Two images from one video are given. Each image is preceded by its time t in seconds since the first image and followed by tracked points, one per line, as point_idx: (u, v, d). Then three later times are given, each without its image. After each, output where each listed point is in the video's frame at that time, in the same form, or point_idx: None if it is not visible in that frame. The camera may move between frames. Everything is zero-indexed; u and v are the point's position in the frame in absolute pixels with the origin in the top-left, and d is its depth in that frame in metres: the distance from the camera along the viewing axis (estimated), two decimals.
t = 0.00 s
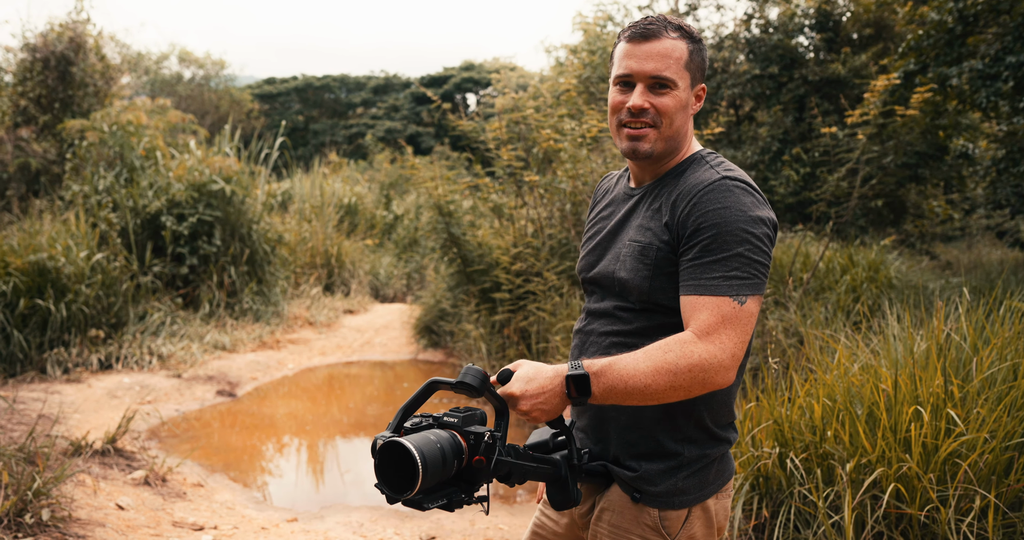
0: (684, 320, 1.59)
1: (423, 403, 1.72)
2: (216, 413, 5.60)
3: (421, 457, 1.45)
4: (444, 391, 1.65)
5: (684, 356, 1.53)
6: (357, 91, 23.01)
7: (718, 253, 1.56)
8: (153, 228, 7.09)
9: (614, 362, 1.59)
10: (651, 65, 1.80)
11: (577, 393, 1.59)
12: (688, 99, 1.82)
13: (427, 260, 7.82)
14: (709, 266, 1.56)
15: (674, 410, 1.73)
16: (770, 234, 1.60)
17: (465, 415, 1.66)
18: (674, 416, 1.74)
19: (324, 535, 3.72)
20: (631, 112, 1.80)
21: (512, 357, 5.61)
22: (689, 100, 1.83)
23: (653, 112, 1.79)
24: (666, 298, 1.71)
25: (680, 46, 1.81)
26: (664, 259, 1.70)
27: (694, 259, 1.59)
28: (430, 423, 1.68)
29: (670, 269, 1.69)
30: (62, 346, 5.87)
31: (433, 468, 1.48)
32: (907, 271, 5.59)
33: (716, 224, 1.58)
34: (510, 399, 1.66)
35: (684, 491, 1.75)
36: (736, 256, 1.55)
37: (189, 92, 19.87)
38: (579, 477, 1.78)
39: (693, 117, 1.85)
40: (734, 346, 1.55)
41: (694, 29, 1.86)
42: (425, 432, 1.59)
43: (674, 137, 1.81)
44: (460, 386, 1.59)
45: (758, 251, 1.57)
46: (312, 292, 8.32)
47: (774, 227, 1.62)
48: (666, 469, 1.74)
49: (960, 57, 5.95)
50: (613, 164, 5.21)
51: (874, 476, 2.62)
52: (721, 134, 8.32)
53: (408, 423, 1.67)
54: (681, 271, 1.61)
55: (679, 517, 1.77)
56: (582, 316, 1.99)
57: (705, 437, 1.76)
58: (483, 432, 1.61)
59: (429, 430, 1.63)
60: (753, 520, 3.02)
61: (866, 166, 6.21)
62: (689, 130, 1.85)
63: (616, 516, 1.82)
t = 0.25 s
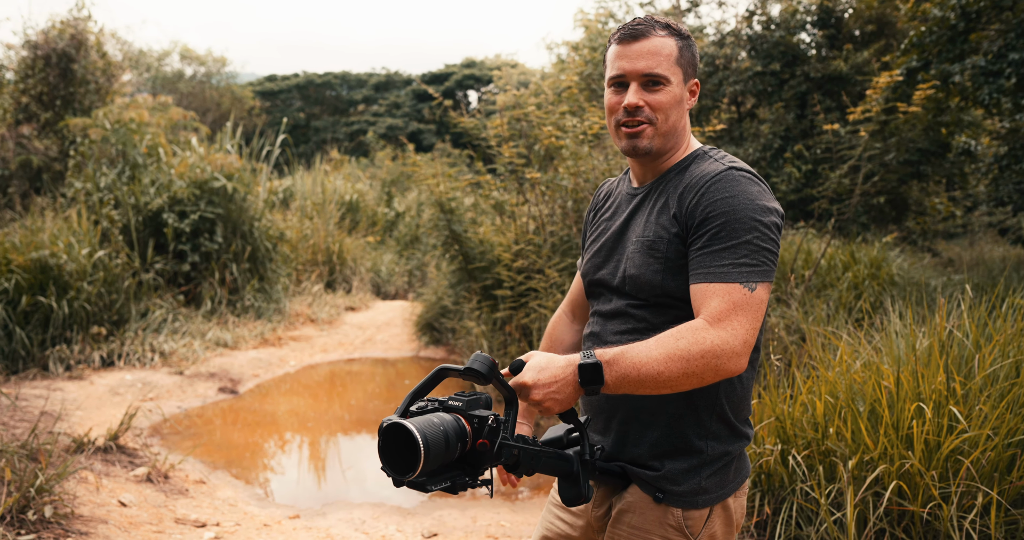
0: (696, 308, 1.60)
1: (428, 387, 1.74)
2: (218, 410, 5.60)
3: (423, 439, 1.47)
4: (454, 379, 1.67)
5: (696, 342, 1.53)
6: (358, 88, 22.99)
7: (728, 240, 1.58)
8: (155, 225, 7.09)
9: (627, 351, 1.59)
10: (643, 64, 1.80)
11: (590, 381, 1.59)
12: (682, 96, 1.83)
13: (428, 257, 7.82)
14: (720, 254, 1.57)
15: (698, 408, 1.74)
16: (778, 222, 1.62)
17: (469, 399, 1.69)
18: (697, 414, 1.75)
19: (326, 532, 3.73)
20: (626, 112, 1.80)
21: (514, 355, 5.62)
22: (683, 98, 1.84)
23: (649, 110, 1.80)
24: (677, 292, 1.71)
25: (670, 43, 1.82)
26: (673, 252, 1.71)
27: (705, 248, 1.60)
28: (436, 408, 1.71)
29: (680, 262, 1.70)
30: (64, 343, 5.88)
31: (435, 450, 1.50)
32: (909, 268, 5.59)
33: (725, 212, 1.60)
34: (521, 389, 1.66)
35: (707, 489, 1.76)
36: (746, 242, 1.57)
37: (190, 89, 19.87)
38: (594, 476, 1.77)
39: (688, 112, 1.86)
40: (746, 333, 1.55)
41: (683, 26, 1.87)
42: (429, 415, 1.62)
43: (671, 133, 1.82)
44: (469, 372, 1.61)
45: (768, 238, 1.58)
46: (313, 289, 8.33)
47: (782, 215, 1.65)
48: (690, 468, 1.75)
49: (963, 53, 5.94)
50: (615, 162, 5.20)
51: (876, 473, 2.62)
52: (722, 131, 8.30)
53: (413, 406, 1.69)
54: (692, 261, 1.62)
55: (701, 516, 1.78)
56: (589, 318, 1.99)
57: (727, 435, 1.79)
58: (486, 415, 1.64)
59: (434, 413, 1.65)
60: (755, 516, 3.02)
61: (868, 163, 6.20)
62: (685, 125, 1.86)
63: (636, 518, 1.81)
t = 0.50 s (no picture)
0: (699, 307, 1.60)
1: (432, 374, 1.74)
2: (217, 411, 5.60)
3: (423, 423, 1.47)
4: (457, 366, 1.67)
5: (698, 341, 1.53)
6: (358, 89, 22.99)
7: (734, 241, 1.58)
8: (154, 226, 7.08)
9: (629, 347, 1.59)
10: (640, 67, 1.80)
11: (592, 376, 1.58)
12: (681, 98, 1.83)
13: (427, 258, 7.82)
14: (725, 255, 1.58)
15: (699, 408, 1.74)
16: (782, 223, 1.63)
17: (471, 386, 1.68)
18: (699, 414, 1.75)
19: (325, 533, 3.73)
20: (624, 115, 1.80)
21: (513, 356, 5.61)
22: (682, 100, 1.84)
23: (647, 113, 1.80)
24: (680, 293, 1.71)
25: (669, 45, 1.82)
26: (677, 252, 1.71)
27: (710, 249, 1.61)
28: (438, 394, 1.70)
29: (684, 263, 1.70)
30: (63, 344, 5.87)
31: (434, 435, 1.49)
32: (908, 269, 5.59)
33: (730, 213, 1.60)
34: (523, 381, 1.63)
35: (708, 490, 1.76)
36: (751, 243, 1.58)
37: (189, 90, 19.88)
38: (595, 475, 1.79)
39: (687, 114, 1.86)
40: (748, 333, 1.55)
41: (682, 28, 1.87)
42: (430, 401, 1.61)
43: (670, 135, 1.82)
44: (473, 361, 1.61)
45: (772, 239, 1.59)
46: (312, 290, 8.33)
47: (785, 216, 1.66)
48: (691, 468, 1.75)
49: (962, 54, 5.94)
50: (614, 163, 5.20)
51: (875, 474, 2.61)
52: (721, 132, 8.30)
53: (416, 392, 1.69)
54: (696, 261, 1.63)
55: (702, 516, 1.78)
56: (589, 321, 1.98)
57: (727, 435, 1.79)
58: (487, 402, 1.64)
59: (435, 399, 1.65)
60: (753, 518, 3.02)
61: (867, 164, 6.20)
62: (685, 127, 1.85)
63: (638, 519, 1.81)
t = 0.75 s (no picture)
0: (688, 311, 1.61)
1: (421, 373, 1.75)
2: (212, 415, 5.58)
3: (405, 420, 1.47)
4: (443, 363, 1.67)
5: (686, 344, 1.54)
6: (353, 92, 22.97)
7: (724, 246, 1.59)
8: (149, 229, 7.06)
9: (617, 349, 1.59)
10: (633, 74, 1.81)
11: (580, 377, 1.58)
12: (675, 104, 1.84)
13: (423, 261, 7.82)
14: (715, 260, 1.59)
15: (691, 410, 1.75)
16: (774, 229, 1.64)
17: (455, 382, 1.67)
18: (690, 417, 1.75)
19: (321, 537, 3.72)
20: (617, 121, 1.81)
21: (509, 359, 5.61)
22: (677, 105, 1.85)
23: (640, 119, 1.80)
24: (673, 297, 1.72)
25: (662, 52, 1.82)
26: (670, 257, 1.71)
27: (701, 253, 1.61)
28: (423, 391, 1.70)
29: (677, 267, 1.71)
30: (57, 348, 5.85)
31: (417, 431, 1.49)
32: (902, 272, 5.61)
33: (721, 218, 1.61)
34: (511, 381, 1.63)
35: (700, 491, 1.77)
36: (742, 249, 1.58)
37: (184, 94, 19.84)
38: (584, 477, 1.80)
39: (681, 119, 1.86)
40: (736, 338, 1.56)
41: (676, 34, 1.87)
42: (414, 397, 1.61)
43: (663, 141, 1.82)
44: (459, 360, 1.63)
45: (763, 245, 1.60)
46: (308, 294, 8.31)
47: (778, 222, 1.66)
48: (683, 470, 1.76)
49: (955, 58, 5.97)
50: (609, 166, 5.22)
51: (870, 477, 2.62)
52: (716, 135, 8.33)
53: (402, 389, 1.70)
54: (687, 266, 1.64)
55: (694, 517, 1.79)
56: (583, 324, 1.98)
57: (718, 438, 1.79)
58: (471, 398, 1.63)
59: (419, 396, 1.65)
60: (749, 521, 3.02)
61: (861, 167, 6.22)
62: (678, 132, 1.86)
63: (630, 521, 1.81)
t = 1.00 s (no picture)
0: (688, 312, 1.61)
1: (414, 373, 1.78)
2: (214, 415, 5.58)
3: (396, 418, 1.48)
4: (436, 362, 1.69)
5: (685, 345, 1.54)
6: (355, 92, 22.98)
7: (726, 246, 1.59)
8: (151, 230, 7.07)
9: (616, 350, 1.59)
10: (638, 76, 1.80)
11: (579, 378, 1.58)
12: (679, 106, 1.83)
13: (425, 261, 7.82)
14: (716, 260, 1.59)
15: (694, 410, 1.75)
16: (775, 229, 1.64)
17: (448, 381, 1.69)
18: (694, 417, 1.75)
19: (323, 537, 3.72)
20: (622, 123, 1.81)
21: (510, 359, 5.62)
22: (681, 108, 1.84)
23: (644, 123, 1.80)
24: (675, 298, 1.72)
25: (666, 55, 1.81)
26: (672, 258, 1.71)
27: (702, 254, 1.61)
28: (418, 389, 1.71)
29: (679, 268, 1.71)
30: (60, 348, 5.86)
31: (408, 429, 1.50)
32: (904, 272, 5.61)
33: (723, 219, 1.61)
34: (510, 381, 1.63)
35: (704, 491, 1.77)
36: (743, 249, 1.58)
37: (186, 94, 19.86)
38: (583, 476, 1.80)
39: (684, 122, 1.86)
40: (736, 339, 1.56)
41: (681, 35, 1.86)
42: (407, 396, 1.62)
43: (667, 144, 1.82)
44: (454, 359, 1.66)
45: (764, 246, 1.60)
46: (310, 294, 8.32)
47: (780, 222, 1.67)
48: (687, 470, 1.75)
49: (957, 58, 5.96)
50: (611, 167, 5.22)
51: (873, 478, 2.62)
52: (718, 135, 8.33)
53: (396, 389, 1.72)
54: (687, 267, 1.64)
55: (698, 517, 1.79)
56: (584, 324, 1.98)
57: (721, 437, 1.79)
58: (462, 396, 1.65)
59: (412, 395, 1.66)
60: (752, 522, 3.02)
61: (864, 167, 6.22)
62: (680, 135, 1.86)
63: (635, 521, 1.81)
